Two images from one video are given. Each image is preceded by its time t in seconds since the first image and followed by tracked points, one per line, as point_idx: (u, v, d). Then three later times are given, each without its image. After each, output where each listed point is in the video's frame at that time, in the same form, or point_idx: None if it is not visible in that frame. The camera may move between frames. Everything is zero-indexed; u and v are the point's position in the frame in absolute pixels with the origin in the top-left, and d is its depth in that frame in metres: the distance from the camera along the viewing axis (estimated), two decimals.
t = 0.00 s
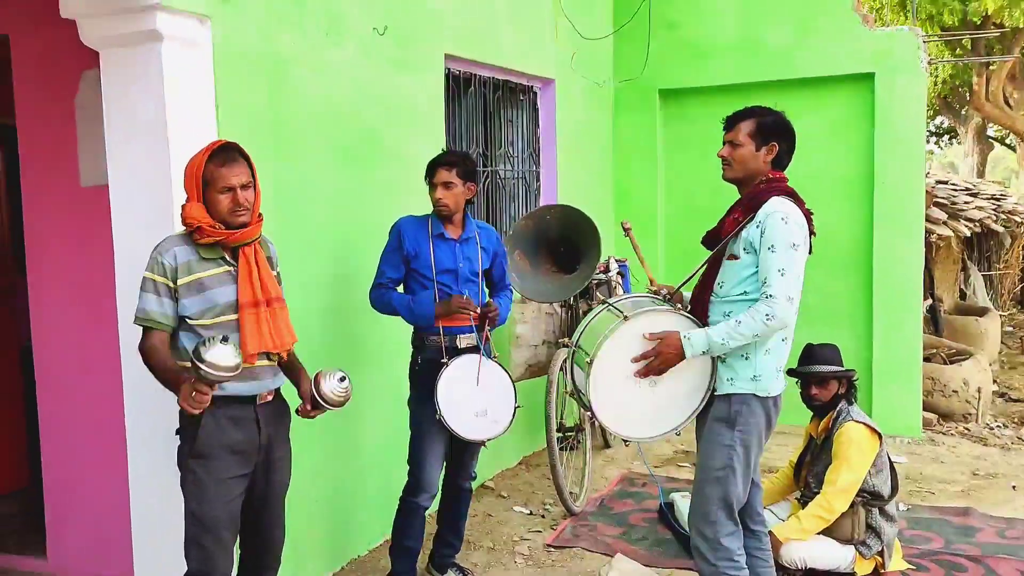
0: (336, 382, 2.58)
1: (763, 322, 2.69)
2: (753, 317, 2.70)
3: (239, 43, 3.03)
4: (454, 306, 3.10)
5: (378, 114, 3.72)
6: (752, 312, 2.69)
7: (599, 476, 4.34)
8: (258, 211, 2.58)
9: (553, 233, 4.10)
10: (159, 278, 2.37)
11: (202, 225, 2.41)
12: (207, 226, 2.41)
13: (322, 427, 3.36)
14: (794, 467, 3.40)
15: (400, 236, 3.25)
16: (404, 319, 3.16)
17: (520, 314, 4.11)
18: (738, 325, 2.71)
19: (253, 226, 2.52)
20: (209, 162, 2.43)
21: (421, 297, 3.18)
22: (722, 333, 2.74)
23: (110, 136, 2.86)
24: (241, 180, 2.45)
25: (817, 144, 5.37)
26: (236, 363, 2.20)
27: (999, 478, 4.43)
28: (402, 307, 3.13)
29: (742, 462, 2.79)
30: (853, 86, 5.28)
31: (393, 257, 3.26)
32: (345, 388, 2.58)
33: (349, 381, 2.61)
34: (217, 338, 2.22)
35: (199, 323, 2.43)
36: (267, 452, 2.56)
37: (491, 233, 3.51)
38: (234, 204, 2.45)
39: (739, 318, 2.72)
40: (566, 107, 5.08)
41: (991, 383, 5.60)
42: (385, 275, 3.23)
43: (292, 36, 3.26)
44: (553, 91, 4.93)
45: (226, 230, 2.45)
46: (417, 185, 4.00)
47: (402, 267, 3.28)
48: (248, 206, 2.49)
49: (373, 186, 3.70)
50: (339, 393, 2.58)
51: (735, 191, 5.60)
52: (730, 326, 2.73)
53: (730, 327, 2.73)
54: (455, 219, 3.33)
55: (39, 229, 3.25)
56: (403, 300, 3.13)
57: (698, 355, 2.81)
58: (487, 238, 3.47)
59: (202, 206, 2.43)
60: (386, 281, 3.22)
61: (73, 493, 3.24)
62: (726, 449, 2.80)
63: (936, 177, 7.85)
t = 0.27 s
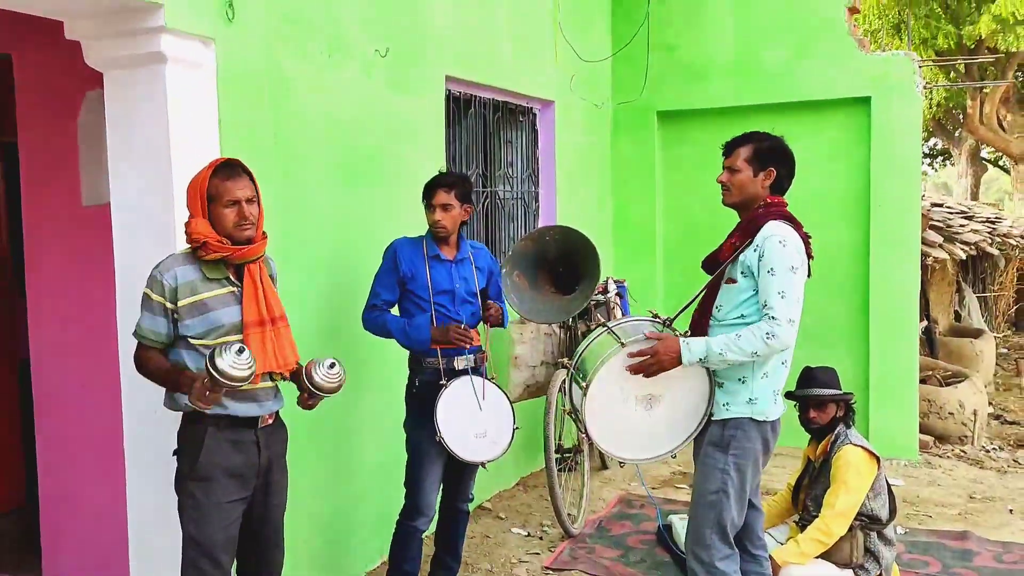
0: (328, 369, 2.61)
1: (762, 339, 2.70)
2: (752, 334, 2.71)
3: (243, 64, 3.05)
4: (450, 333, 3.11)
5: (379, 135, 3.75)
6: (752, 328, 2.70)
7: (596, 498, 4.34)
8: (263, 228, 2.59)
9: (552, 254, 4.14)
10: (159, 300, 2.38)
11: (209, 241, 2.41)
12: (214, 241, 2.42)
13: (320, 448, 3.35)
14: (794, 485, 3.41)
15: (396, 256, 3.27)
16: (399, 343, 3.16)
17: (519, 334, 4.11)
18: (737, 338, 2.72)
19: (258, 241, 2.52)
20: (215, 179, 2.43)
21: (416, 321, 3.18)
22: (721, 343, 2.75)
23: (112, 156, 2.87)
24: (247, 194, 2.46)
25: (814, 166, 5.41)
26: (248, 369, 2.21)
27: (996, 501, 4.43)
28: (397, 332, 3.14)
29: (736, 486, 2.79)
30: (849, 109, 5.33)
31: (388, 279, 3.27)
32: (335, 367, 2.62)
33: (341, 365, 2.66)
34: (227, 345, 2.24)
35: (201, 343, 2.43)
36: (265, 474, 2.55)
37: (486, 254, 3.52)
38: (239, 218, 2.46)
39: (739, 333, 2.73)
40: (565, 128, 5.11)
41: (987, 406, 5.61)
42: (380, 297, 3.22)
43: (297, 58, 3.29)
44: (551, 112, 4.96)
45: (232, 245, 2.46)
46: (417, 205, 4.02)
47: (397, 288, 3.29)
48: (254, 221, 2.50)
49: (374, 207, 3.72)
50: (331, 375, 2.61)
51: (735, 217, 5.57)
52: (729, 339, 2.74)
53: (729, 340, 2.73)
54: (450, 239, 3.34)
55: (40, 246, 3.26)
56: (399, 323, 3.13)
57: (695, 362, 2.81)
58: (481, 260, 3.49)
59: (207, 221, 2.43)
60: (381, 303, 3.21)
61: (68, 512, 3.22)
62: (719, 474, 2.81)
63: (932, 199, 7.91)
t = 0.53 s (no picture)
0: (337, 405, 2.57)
1: (762, 353, 2.70)
2: (752, 347, 2.71)
3: (249, 76, 3.06)
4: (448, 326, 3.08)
5: (382, 148, 3.75)
6: (751, 342, 2.71)
7: (595, 511, 4.35)
8: (268, 243, 2.57)
9: (553, 267, 4.15)
10: (165, 311, 2.36)
11: (213, 260, 2.40)
12: (218, 260, 2.41)
13: (322, 460, 3.34)
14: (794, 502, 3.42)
15: (394, 270, 3.26)
16: (402, 351, 3.15)
17: (518, 346, 4.13)
18: (737, 352, 2.72)
19: (262, 258, 2.51)
20: (219, 194, 2.40)
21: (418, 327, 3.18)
22: (721, 357, 2.75)
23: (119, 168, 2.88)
24: (252, 214, 2.45)
25: (810, 181, 5.46)
26: (266, 402, 2.23)
27: (992, 516, 4.46)
28: (399, 340, 3.13)
29: (741, 499, 2.81)
30: (845, 125, 5.39)
31: (387, 292, 3.26)
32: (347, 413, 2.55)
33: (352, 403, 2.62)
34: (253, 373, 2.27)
35: (207, 357, 2.41)
36: (271, 487, 2.55)
37: (482, 266, 3.52)
38: (244, 237, 2.45)
39: (738, 346, 2.74)
40: (565, 141, 5.14)
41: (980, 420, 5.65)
42: (379, 310, 3.21)
43: (300, 71, 3.29)
44: (551, 126, 5.00)
45: (236, 264, 2.45)
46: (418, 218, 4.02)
47: (396, 301, 3.28)
48: (258, 239, 2.48)
49: (376, 219, 3.73)
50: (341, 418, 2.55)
51: (735, 233, 5.61)
52: (728, 353, 2.75)
53: (728, 353, 2.74)
54: (446, 251, 3.31)
55: (41, 257, 3.24)
56: (400, 331, 3.13)
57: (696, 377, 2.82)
58: (478, 271, 3.49)
59: (211, 240, 2.42)
60: (381, 317, 3.20)
61: (68, 525, 3.20)
62: (724, 486, 2.82)
63: (925, 215, 7.98)
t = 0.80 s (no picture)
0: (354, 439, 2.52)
1: (772, 364, 2.69)
2: (761, 357, 2.70)
3: (261, 81, 3.05)
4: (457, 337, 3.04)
5: (392, 154, 3.75)
6: (760, 352, 2.70)
7: (598, 519, 4.35)
8: (285, 248, 2.57)
9: (557, 277, 4.14)
10: (188, 313, 2.34)
11: (231, 262, 2.39)
12: (236, 262, 2.40)
13: (329, 467, 3.32)
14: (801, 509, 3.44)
15: (399, 279, 3.17)
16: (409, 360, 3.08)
17: (522, 354, 4.16)
18: (747, 362, 2.70)
19: (279, 263, 2.50)
20: (238, 198, 2.41)
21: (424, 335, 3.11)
22: (731, 368, 2.73)
23: (130, 171, 2.86)
24: (269, 217, 2.44)
25: (811, 191, 5.49)
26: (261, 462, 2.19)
27: (993, 527, 4.48)
28: (405, 349, 3.06)
29: (749, 508, 2.77)
30: (846, 136, 5.43)
31: (392, 301, 3.17)
32: (361, 452, 2.51)
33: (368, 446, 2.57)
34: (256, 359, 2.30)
35: (224, 360, 2.40)
36: (282, 494, 2.53)
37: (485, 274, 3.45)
38: (262, 240, 2.44)
39: (748, 356, 2.72)
40: (568, 149, 5.16)
41: (978, 430, 5.69)
42: (385, 318, 3.13)
43: (310, 76, 3.28)
44: (555, 134, 5.01)
45: (253, 267, 2.44)
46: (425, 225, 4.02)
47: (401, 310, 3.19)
48: (275, 243, 2.48)
49: (386, 226, 3.72)
50: (354, 455, 2.51)
51: (747, 242, 5.65)
52: (739, 364, 2.73)
53: (738, 363, 2.72)
54: (452, 259, 3.25)
55: (45, 261, 3.20)
56: (406, 340, 3.06)
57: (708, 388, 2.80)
58: (482, 279, 3.42)
59: (230, 242, 2.42)
60: (387, 325, 3.11)
61: (73, 531, 3.18)
62: (731, 496, 2.78)
63: (923, 226, 8.05)
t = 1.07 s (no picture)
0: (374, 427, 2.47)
1: (800, 375, 2.58)
2: (789, 369, 2.59)
3: (282, 85, 3.04)
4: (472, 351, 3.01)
5: (408, 159, 3.75)
6: (788, 364, 2.59)
7: (607, 526, 4.34)
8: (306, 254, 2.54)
9: (569, 281, 4.11)
10: (204, 321, 2.32)
11: (252, 265, 2.35)
12: (257, 265, 2.36)
13: (343, 473, 3.31)
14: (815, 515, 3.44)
15: (415, 283, 3.16)
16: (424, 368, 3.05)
17: (534, 359, 4.12)
18: (776, 377, 2.60)
19: (300, 268, 2.46)
20: (262, 201, 2.38)
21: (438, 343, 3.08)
22: (761, 384, 2.62)
23: (150, 174, 2.85)
24: (293, 221, 2.41)
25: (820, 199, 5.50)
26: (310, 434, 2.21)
27: (1003, 536, 4.49)
28: (421, 358, 3.03)
29: (765, 515, 2.72)
30: (856, 145, 5.44)
31: (407, 305, 3.16)
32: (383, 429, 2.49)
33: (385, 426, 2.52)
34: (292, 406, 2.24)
35: (244, 366, 2.36)
36: (301, 498, 2.51)
37: (499, 277, 3.44)
38: (284, 244, 2.40)
39: (776, 370, 2.61)
40: (579, 155, 5.16)
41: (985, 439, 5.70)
42: (400, 322, 3.11)
43: (327, 80, 3.27)
44: (566, 140, 5.02)
45: (274, 271, 2.39)
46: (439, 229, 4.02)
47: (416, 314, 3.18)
48: (298, 247, 2.44)
49: (402, 230, 3.72)
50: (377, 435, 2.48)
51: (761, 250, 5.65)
52: (767, 379, 2.62)
53: (767, 379, 2.61)
54: (466, 264, 3.24)
55: (60, 264, 3.19)
56: (421, 348, 3.03)
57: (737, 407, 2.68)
58: (495, 283, 3.41)
59: (253, 246, 2.38)
60: (402, 329, 3.10)
61: (88, 535, 3.17)
62: (748, 503, 2.73)
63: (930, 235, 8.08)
